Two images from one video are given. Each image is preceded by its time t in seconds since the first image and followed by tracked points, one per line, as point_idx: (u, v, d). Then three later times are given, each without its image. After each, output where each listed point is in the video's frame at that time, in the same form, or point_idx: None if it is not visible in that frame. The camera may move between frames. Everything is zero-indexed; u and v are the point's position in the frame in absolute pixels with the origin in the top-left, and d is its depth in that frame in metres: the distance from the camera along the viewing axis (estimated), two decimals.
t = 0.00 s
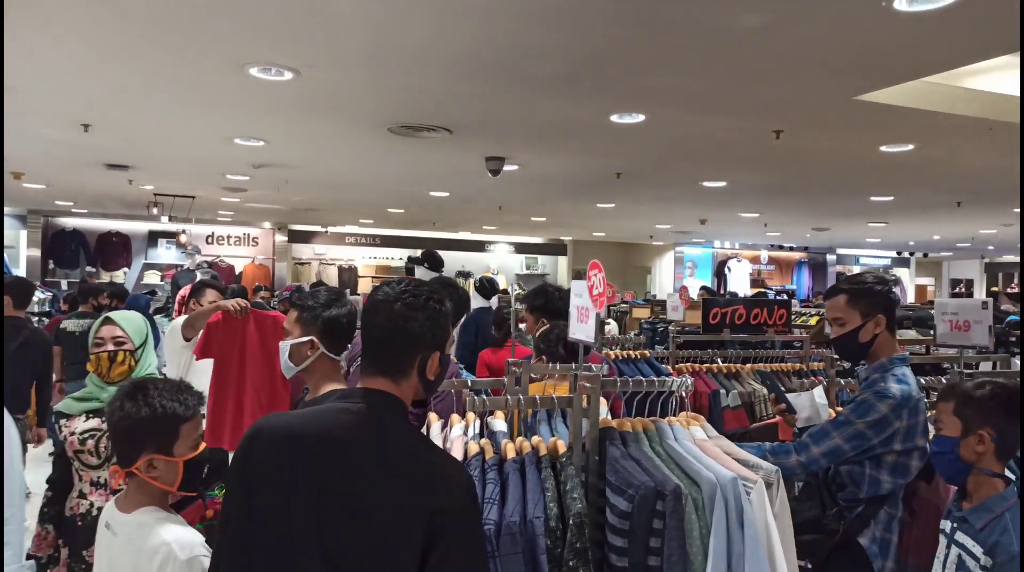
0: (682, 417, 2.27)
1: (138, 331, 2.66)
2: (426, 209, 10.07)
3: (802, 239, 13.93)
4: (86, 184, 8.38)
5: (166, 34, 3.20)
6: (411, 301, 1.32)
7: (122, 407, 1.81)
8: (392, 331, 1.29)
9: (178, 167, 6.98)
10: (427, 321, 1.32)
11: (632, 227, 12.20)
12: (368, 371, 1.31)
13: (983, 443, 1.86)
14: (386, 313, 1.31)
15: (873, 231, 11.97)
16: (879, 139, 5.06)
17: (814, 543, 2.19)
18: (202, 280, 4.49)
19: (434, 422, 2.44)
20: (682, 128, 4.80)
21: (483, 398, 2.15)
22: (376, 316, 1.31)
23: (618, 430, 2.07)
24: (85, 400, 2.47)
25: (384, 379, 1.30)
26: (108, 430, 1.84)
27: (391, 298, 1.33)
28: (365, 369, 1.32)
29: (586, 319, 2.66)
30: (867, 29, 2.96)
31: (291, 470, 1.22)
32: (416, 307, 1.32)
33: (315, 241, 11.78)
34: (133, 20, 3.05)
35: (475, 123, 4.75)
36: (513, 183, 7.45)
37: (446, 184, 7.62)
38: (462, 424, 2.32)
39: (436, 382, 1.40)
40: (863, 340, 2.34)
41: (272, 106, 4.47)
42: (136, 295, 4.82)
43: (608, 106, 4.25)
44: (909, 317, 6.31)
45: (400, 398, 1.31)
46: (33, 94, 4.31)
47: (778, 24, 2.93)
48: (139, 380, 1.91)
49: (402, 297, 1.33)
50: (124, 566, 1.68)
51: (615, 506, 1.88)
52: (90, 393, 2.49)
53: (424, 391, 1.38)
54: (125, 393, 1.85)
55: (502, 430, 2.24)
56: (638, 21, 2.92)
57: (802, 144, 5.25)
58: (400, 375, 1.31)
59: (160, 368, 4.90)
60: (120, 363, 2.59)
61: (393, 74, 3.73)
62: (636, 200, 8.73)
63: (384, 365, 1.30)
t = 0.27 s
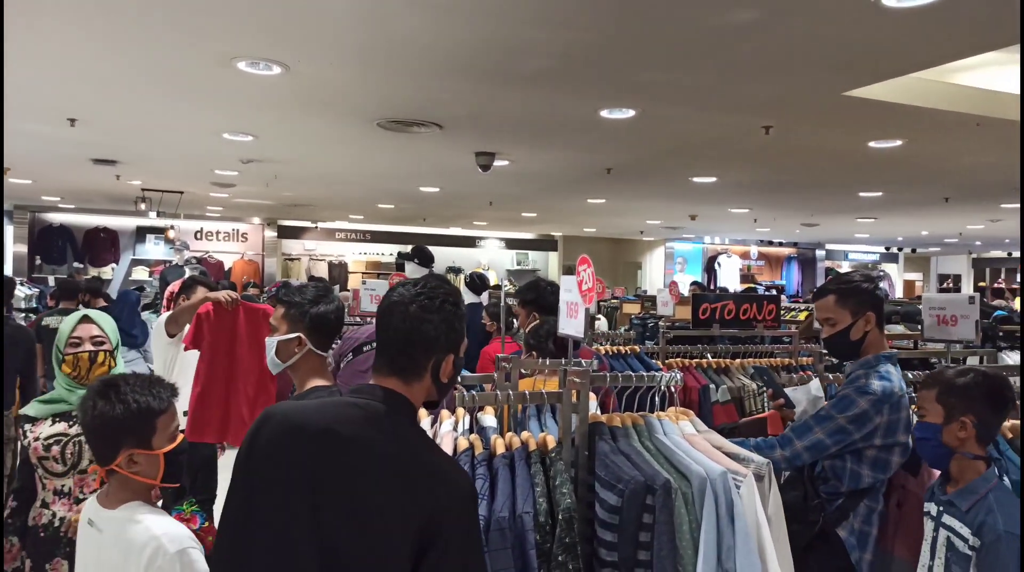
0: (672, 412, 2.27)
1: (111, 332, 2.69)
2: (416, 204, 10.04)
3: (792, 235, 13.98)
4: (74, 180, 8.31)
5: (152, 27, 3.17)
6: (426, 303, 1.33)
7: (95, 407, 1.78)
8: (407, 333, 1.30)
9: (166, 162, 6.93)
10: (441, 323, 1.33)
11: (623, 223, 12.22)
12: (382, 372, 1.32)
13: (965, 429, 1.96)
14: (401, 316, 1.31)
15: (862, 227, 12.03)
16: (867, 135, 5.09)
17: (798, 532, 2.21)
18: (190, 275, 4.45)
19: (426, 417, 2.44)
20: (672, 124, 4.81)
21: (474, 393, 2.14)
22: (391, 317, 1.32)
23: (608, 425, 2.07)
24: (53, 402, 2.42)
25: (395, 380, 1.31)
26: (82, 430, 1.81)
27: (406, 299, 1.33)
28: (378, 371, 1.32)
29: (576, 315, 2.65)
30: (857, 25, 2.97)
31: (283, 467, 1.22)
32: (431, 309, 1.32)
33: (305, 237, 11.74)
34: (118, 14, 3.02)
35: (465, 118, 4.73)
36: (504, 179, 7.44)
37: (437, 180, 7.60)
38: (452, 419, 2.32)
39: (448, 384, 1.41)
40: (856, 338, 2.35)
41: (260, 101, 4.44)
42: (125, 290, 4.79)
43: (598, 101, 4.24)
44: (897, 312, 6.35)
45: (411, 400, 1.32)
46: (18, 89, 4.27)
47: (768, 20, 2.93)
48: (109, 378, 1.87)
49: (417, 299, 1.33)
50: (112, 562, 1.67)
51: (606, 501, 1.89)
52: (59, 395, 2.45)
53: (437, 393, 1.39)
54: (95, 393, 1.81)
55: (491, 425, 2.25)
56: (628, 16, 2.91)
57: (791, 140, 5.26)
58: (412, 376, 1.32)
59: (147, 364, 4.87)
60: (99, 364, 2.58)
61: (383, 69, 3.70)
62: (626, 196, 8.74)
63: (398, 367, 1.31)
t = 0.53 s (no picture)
0: (663, 411, 2.28)
1: (93, 337, 2.49)
2: (409, 204, 10.03)
3: (783, 234, 14.04)
4: (63, 180, 8.27)
5: (140, 26, 3.14)
6: (427, 307, 1.33)
7: (74, 409, 1.74)
8: (410, 337, 1.30)
9: (156, 162, 6.89)
10: (444, 327, 1.33)
11: (615, 223, 12.24)
12: (385, 375, 1.31)
13: (943, 420, 2.07)
14: (404, 319, 1.30)
15: (853, 226, 12.10)
16: (857, 135, 5.11)
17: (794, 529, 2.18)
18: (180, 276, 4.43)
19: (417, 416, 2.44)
20: (663, 124, 4.81)
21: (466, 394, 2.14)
22: (394, 321, 1.31)
23: (599, 424, 2.07)
24: (23, 408, 2.20)
25: (398, 385, 1.31)
26: (63, 431, 1.78)
27: (408, 303, 1.33)
28: (379, 375, 1.32)
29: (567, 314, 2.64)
30: (847, 25, 2.97)
31: (273, 467, 1.20)
32: (433, 313, 1.32)
33: (297, 237, 11.74)
34: (106, 12, 2.99)
35: (456, 118, 4.73)
36: (495, 178, 7.44)
37: (428, 180, 7.60)
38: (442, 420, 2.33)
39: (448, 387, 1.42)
40: (849, 338, 2.35)
41: (251, 101, 4.42)
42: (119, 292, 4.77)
43: (590, 101, 4.24)
44: (887, 311, 6.39)
45: (412, 403, 1.32)
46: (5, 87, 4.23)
47: (760, 20, 2.93)
48: (88, 379, 1.83)
49: (418, 303, 1.33)
50: (97, 562, 1.66)
51: (598, 501, 1.88)
52: (30, 401, 2.22)
53: (439, 396, 1.39)
54: (74, 394, 1.77)
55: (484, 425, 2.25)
56: (620, 15, 2.91)
57: (782, 140, 5.28)
58: (415, 380, 1.32)
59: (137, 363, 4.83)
60: (81, 368, 2.40)
61: (374, 69, 3.69)
62: (618, 196, 8.76)
63: (401, 370, 1.31)
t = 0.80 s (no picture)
0: (654, 407, 2.28)
1: (63, 334, 2.30)
2: (401, 201, 10.02)
3: (775, 231, 14.07)
4: (53, 176, 8.22)
5: (130, 21, 3.13)
6: (409, 300, 1.32)
7: (59, 402, 1.73)
8: (392, 329, 1.29)
9: (147, 158, 6.87)
10: (426, 317, 1.33)
11: (608, 219, 12.24)
12: (366, 369, 1.30)
13: (924, 413, 1.96)
14: (386, 312, 1.30)
15: (845, 222, 12.13)
16: (849, 132, 5.12)
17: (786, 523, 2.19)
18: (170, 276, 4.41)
19: (409, 414, 2.44)
20: (656, 121, 4.81)
21: (455, 390, 2.13)
22: (376, 313, 1.31)
23: (590, 421, 2.07)
24: None
25: (381, 378, 1.30)
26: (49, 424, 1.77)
27: (389, 296, 1.32)
28: (359, 369, 1.31)
29: (558, 311, 2.64)
30: (838, 22, 2.98)
31: (261, 464, 1.19)
32: (414, 304, 1.32)
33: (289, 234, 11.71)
34: (95, 8, 2.98)
35: (448, 114, 4.72)
36: (488, 175, 7.43)
37: (421, 176, 7.59)
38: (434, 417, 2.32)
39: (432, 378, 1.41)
40: (841, 335, 2.36)
41: (242, 97, 4.40)
42: (102, 288, 4.75)
43: (581, 97, 4.24)
44: (878, 307, 6.41)
45: (395, 396, 1.31)
46: None
47: (752, 17, 2.94)
48: (75, 373, 1.82)
49: (400, 295, 1.32)
50: (74, 560, 1.66)
51: (589, 497, 1.88)
52: None
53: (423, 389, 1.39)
54: (61, 388, 1.76)
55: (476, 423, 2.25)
56: (612, 12, 2.91)
57: (773, 137, 5.29)
58: (398, 373, 1.31)
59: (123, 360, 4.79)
60: (51, 369, 2.19)
61: (366, 65, 3.68)
62: (611, 192, 8.76)
63: (384, 363, 1.30)
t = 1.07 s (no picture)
0: (644, 406, 2.28)
1: (21, 338, 2.44)
2: (393, 200, 10.00)
3: (766, 230, 14.12)
4: (42, 175, 8.17)
5: (119, 20, 3.11)
6: (378, 294, 1.32)
7: (44, 399, 1.73)
8: (361, 322, 1.28)
9: (137, 157, 6.83)
10: (396, 310, 1.32)
11: (600, 218, 12.25)
12: (337, 366, 1.29)
13: (902, 407, 1.99)
14: (354, 308, 1.29)
15: (835, 222, 12.19)
16: (839, 131, 5.14)
17: (772, 520, 2.23)
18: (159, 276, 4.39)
19: (399, 414, 2.43)
20: (647, 120, 4.83)
21: (445, 390, 2.13)
22: (344, 309, 1.30)
23: (580, 420, 2.07)
24: None
25: (354, 374, 1.28)
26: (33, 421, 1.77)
27: (356, 292, 1.32)
28: (331, 366, 1.29)
29: (548, 311, 2.64)
30: (827, 23, 3.00)
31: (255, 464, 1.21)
32: (382, 298, 1.31)
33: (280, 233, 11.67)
34: (84, 6, 2.96)
35: (439, 114, 4.72)
36: (479, 174, 7.43)
37: (412, 175, 7.58)
38: (424, 417, 2.31)
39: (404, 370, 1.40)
40: (832, 334, 2.38)
41: (232, 96, 4.39)
42: (83, 286, 4.62)
43: (572, 97, 4.25)
44: (867, 306, 6.44)
45: (370, 391, 1.29)
46: None
47: (742, 17, 2.95)
48: (60, 371, 1.82)
49: (367, 290, 1.32)
50: (51, 560, 1.65)
51: (579, 496, 1.88)
52: None
53: (394, 379, 1.38)
54: (46, 385, 1.76)
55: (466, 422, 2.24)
56: (602, 13, 2.92)
57: (763, 136, 5.31)
58: (371, 368, 1.30)
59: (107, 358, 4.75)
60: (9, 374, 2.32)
61: (357, 64, 3.68)
62: (602, 192, 8.77)
63: (356, 359, 1.28)
